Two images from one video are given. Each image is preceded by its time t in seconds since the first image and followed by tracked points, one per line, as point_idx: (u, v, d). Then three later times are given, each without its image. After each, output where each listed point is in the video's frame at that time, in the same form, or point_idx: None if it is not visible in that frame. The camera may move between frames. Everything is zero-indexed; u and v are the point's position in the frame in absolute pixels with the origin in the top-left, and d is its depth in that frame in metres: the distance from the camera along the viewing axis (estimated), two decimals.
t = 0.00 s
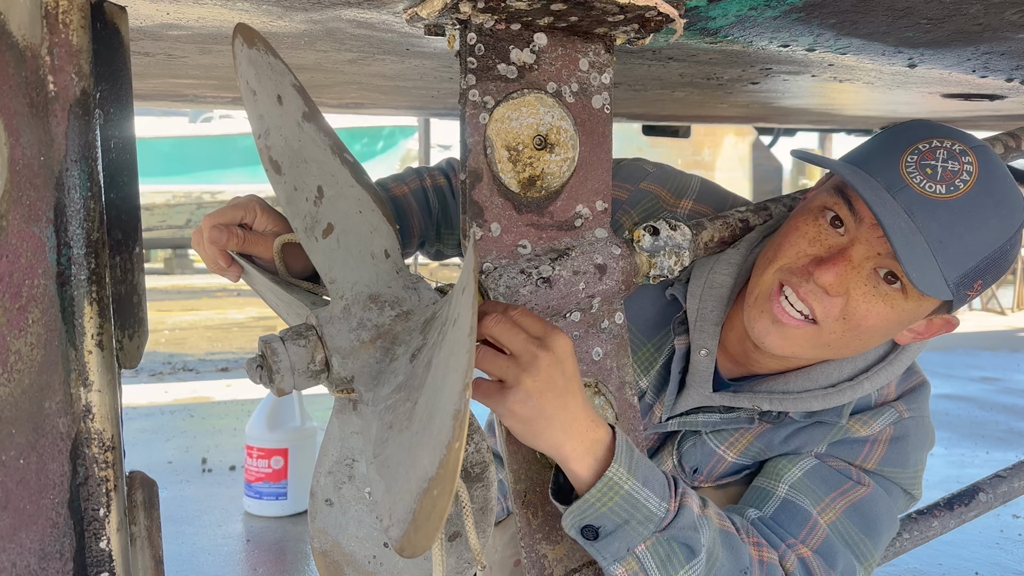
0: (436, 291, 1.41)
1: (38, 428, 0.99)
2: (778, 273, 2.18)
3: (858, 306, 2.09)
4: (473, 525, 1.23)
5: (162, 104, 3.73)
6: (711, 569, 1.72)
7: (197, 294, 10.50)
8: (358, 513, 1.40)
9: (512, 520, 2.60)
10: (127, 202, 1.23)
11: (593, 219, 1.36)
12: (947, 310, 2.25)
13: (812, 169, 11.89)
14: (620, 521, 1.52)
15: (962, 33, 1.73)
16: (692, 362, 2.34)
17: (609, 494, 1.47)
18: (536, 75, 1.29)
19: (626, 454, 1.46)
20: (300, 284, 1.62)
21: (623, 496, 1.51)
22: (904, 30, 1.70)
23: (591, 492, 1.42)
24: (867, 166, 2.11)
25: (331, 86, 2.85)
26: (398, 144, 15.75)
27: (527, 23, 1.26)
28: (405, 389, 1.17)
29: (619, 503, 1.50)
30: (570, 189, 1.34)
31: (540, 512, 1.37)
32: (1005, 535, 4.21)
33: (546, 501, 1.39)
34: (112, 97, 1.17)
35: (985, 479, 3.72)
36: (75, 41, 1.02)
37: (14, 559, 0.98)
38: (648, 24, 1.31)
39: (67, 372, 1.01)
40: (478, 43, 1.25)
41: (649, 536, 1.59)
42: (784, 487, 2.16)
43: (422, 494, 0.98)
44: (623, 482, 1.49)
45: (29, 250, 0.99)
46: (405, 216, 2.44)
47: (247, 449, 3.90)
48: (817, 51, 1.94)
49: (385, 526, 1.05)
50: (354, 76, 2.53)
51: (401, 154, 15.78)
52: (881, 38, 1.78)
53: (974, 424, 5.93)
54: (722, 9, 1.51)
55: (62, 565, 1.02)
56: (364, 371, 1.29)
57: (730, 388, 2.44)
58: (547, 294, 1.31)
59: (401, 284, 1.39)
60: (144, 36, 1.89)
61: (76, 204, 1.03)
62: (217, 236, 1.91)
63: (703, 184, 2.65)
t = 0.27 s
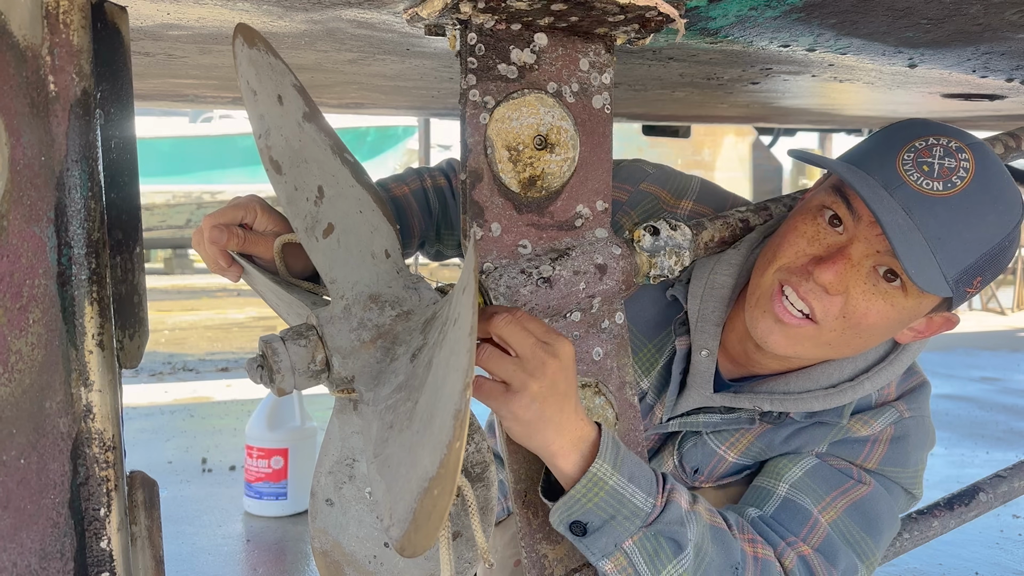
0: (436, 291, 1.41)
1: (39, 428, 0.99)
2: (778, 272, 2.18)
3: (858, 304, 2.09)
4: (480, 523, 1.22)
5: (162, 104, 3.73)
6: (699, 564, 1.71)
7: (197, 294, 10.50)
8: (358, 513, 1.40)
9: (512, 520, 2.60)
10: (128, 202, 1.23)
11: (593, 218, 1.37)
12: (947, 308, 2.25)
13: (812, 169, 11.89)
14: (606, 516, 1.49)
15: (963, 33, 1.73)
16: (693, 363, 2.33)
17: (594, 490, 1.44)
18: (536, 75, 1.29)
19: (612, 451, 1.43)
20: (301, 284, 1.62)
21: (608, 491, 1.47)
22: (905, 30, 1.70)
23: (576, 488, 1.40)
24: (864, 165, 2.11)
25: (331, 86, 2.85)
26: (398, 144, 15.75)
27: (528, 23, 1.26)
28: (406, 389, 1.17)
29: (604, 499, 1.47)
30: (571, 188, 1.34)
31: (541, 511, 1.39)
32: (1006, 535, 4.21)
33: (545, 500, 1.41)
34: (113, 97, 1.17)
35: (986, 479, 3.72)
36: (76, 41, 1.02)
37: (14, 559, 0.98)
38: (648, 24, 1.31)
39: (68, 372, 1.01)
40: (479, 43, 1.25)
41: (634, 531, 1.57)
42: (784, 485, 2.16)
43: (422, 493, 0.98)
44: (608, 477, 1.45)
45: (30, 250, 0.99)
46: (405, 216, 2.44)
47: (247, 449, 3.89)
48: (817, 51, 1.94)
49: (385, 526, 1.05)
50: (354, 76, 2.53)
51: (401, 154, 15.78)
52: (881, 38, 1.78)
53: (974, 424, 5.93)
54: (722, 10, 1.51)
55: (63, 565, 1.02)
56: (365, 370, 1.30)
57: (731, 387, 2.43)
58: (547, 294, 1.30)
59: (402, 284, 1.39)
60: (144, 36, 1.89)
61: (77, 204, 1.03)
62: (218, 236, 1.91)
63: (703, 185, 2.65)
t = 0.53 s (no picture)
0: (437, 291, 1.41)
1: (39, 428, 0.99)
2: (772, 274, 2.18)
3: (849, 306, 2.09)
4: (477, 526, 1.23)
5: (162, 103, 3.73)
6: None
7: (197, 294, 10.50)
8: (359, 513, 1.40)
9: (513, 520, 2.60)
10: (128, 202, 1.23)
11: (594, 218, 1.37)
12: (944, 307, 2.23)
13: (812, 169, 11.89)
14: (636, 548, 1.56)
15: (963, 33, 1.73)
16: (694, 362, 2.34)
17: (625, 523, 1.50)
18: (537, 75, 1.29)
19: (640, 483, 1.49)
20: (301, 284, 1.62)
21: (636, 524, 1.53)
22: (905, 30, 1.70)
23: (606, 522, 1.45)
24: (856, 166, 2.11)
25: (331, 86, 2.85)
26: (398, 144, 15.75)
27: (528, 23, 1.26)
28: (406, 389, 1.17)
29: (636, 531, 1.54)
30: (571, 188, 1.34)
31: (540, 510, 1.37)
32: (1006, 535, 4.21)
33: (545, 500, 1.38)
34: (114, 97, 1.17)
35: (986, 479, 3.72)
36: (77, 41, 1.02)
37: (15, 560, 0.97)
38: (649, 24, 1.32)
39: (69, 372, 1.02)
40: (479, 43, 1.25)
41: (666, 562, 1.63)
42: (797, 499, 2.15)
43: (423, 493, 0.98)
44: (638, 509, 1.51)
45: (31, 250, 0.98)
46: (406, 216, 2.44)
47: (247, 449, 3.89)
48: (817, 51, 1.94)
49: (385, 526, 1.06)
50: (354, 76, 2.53)
51: (401, 154, 15.78)
52: (882, 38, 1.78)
53: (974, 424, 5.93)
54: (723, 10, 1.51)
55: (64, 565, 1.02)
56: (366, 370, 1.30)
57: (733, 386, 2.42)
58: (548, 295, 1.28)
59: (402, 284, 1.39)
60: (145, 36, 1.89)
61: (78, 204, 1.03)
62: (219, 236, 1.91)
63: (703, 182, 2.65)
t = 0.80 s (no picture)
0: (437, 291, 1.41)
1: (40, 428, 0.99)
2: (778, 285, 2.19)
3: (856, 310, 2.09)
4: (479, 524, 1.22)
5: (162, 103, 3.73)
6: None
7: (197, 294, 10.50)
8: (359, 513, 1.40)
9: (513, 520, 2.60)
10: (129, 202, 1.23)
11: (595, 218, 1.37)
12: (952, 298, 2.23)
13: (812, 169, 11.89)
14: None
15: (963, 33, 1.73)
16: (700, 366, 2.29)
17: None
18: (537, 75, 1.29)
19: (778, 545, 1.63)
20: (302, 284, 1.63)
21: None
22: (906, 30, 1.70)
23: None
24: (849, 174, 2.12)
25: (331, 86, 2.85)
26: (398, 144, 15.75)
27: (529, 23, 1.26)
28: (407, 388, 1.17)
29: None
30: (572, 188, 1.34)
31: (541, 512, 1.31)
32: (1006, 535, 4.21)
33: (547, 500, 1.32)
34: (114, 97, 1.17)
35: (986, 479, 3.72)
36: (78, 41, 1.02)
37: (16, 559, 0.98)
38: (650, 24, 1.32)
39: (69, 372, 1.02)
40: (479, 43, 1.25)
41: None
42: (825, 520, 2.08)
43: (424, 493, 0.98)
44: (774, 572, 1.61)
45: (31, 250, 0.99)
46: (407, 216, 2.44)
47: (247, 449, 3.89)
48: (818, 51, 1.94)
49: (386, 525, 1.06)
50: (354, 76, 2.53)
51: (401, 154, 15.79)
52: (882, 38, 1.78)
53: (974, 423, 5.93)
54: (723, 10, 1.51)
55: (64, 565, 1.02)
56: (366, 370, 1.30)
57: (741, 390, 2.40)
58: (548, 295, 1.28)
59: (402, 284, 1.39)
60: (145, 36, 1.89)
61: (78, 204, 1.03)
62: (219, 235, 1.91)
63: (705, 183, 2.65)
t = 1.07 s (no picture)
0: (438, 291, 1.41)
1: (40, 428, 0.99)
2: (797, 279, 2.18)
3: (881, 299, 2.09)
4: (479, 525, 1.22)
5: (162, 103, 3.73)
6: None
7: (197, 294, 10.50)
8: (359, 513, 1.40)
9: (513, 520, 2.60)
10: (129, 202, 1.23)
11: (595, 218, 1.36)
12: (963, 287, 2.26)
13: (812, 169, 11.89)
14: None
15: (964, 33, 1.73)
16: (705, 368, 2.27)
17: None
18: (538, 75, 1.29)
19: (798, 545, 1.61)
20: (302, 284, 1.63)
21: None
22: (906, 30, 1.70)
23: None
24: (863, 165, 2.11)
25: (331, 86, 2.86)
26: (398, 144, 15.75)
27: (529, 23, 1.26)
28: (407, 389, 1.17)
29: None
30: (572, 188, 1.34)
31: (541, 512, 1.31)
32: (1006, 535, 4.21)
33: (548, 500, 1.32)
34: (115, 97, 1.17)
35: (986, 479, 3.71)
36: (78, 41, 1.02)
37: (16, 559, 0.98)
38: (650, 24, 1.32)
39: (69, 372, 1.01)
40: (479, 43, 1.25)
41: None
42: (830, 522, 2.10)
43: (425, 493, 0.98)
44: None
45: (31, 250, 0.99)
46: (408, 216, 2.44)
47: (247, 449, 3.89)
48: (818, 51, 1.94)
49: (386, 525, 1.06)
50: (354, 76, 2.53)
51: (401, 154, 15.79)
52: (882, 38, 1.78)
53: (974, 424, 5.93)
54: (723, 9, 1.51)
55: (64, 565, 1.02)
56: (367, 370, 1.29)
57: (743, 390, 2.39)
58: (548, 295, 1.27)
59: (402, 284, 1.39)
60: (145, 36, 1.90)
61: (78, 204, 1.03)
62: (219, 235, 1.91)
63: (704, 186, 2.63)
